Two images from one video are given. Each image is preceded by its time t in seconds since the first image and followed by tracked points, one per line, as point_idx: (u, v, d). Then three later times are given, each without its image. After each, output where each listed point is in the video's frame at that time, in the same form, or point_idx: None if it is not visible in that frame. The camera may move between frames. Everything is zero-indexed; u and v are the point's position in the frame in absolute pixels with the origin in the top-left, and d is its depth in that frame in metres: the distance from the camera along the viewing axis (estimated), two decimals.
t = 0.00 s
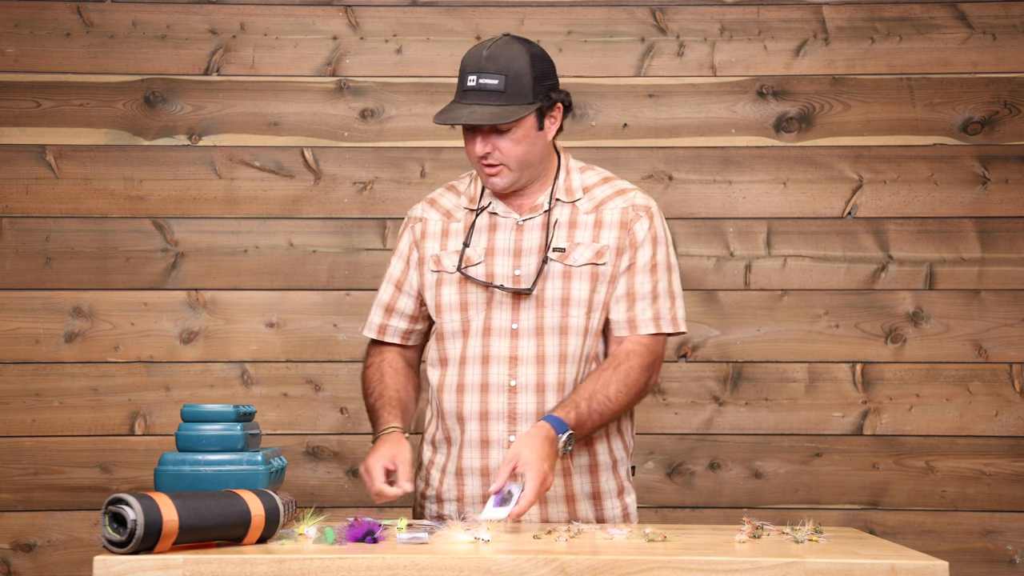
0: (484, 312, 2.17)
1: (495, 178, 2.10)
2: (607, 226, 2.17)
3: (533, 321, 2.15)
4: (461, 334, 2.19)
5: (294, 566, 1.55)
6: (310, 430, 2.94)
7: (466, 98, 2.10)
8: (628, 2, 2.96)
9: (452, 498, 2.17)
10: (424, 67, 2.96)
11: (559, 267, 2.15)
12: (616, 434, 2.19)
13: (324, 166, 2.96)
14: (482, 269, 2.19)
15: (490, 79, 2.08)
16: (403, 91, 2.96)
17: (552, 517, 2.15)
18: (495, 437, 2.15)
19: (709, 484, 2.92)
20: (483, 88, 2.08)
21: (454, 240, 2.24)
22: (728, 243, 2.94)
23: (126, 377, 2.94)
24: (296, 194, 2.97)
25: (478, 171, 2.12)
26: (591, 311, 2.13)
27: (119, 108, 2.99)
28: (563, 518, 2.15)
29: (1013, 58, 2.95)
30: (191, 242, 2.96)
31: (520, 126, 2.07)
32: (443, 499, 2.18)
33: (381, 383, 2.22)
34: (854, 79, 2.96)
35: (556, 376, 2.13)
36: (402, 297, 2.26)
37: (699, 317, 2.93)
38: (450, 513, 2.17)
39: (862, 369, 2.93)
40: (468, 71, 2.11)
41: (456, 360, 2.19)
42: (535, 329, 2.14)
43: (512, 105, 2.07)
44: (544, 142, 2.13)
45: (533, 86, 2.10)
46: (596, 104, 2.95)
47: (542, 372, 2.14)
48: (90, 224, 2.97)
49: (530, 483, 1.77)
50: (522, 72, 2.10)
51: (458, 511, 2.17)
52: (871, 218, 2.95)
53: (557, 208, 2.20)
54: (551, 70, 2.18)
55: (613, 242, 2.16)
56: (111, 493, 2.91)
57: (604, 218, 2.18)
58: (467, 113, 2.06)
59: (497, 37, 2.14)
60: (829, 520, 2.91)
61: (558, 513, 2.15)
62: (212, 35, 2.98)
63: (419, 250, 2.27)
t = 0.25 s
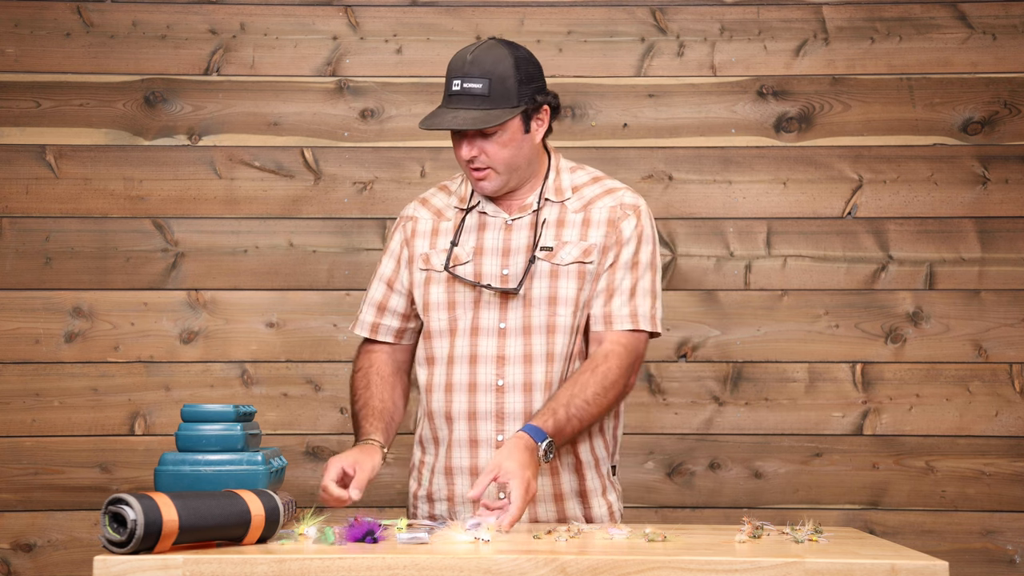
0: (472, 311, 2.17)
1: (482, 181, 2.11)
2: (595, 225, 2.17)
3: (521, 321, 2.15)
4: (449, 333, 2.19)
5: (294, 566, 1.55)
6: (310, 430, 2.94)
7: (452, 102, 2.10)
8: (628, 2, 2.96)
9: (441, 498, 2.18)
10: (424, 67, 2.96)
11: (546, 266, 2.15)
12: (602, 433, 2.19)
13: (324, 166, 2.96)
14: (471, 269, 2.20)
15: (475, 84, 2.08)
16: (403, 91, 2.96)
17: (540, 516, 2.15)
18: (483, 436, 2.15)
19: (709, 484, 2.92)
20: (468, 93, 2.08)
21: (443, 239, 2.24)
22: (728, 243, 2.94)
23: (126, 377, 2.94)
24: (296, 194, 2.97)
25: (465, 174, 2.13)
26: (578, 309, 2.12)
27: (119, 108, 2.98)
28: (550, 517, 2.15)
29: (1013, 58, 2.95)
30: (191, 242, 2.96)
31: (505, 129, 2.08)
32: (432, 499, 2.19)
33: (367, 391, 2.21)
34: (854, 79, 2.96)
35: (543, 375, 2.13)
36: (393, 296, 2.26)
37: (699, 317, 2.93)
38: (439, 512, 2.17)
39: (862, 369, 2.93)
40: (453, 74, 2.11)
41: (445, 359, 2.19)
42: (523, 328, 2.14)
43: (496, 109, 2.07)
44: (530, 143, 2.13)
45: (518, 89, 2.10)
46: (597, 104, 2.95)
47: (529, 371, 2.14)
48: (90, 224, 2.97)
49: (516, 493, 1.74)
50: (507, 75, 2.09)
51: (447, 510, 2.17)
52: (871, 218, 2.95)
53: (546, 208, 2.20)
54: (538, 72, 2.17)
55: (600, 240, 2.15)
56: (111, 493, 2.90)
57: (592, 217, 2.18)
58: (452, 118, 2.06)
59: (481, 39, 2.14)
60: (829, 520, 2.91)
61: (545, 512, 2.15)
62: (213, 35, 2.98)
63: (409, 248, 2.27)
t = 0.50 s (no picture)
0: (469, 314, 2.17)
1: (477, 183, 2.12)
2: (591, 226, 2.17)
3: (519, 323, 2.15)
4: (446, 336, 2.19)
5: (294, 566, 1.55)
6: (310, 430, 2.94)
7: (442, 105, 2.10)
8: (628, 2, 2.96)
9: (440, 501, 2.17)
10: (424, 67, 2.96)
11: (544, 268, 2.15)
12: (605, 435, 2.20)
13: (324, 166, 2.96)
14: (466, 272, 2.19)
15: (465, 86, 2.08)
16: (403, 91, 2.96)
17: (539, 518, 2.14)
18: (481, 439, 2.15)
19: (709, 484, 2.92)
20: (458, 95, 2.08)
21: (438, 243, 2.24)
22: (728, 243, 2.94)
23: (126, 377, 2.94)
24: (296, 194, 2.97)
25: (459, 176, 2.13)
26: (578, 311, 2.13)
27: (119, 108, 2.98)
28: (549, 519, 2.14)
29: (1013, 58, 2.95)
30: (191, 242, 2.96)
31: (498, 131, 2.08)
32: (430, 502, 2.18)
33: (371, 401, 2.21)
34: (854, 79, 2.96)
35: (542, 377, 2.13)
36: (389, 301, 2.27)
37: (699, 316, 2.93)
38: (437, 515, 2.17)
39: (862, 369, 2.93)
40: (442, 77, 2.11)
41: (441, 362, 2.19)
42: (521, 331, 2.14)
43: (488, 111, 2.07)
44: (522, 144, 2.14)
45: (508, 90, 2.10)
46: (597, 104, 2.95)
47: (528, 373, 2.13)
48: (90, 224, 2.97)
49: (534, 471, 1.77)
50: (496, 77, 2.10)
51: (445, 513, 2.16)
52: (871, 218, 2.95)
53: (541, 209, 2.20)
54: (526, 72, 2.18)
55: (598, 241, 2.16)
56: (111, 493, 2.90)
57: (587, 217, 2.18)
58: (444, 121, 2.06)
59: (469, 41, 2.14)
60: (829, 520, 2.91)
61: (544, 514, 2.14)
62: (213, 35, 2.98)
63: (403, 252, 2.28)
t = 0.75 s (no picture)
0: (473, 314, 2.17)
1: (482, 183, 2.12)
2: (595, 226, 2.18)
3: (525, 322, 2.15)
4: (450, 337, 2.18)
5: (294, 566, 1.55)
6: (310, 430, 2.94)
7: (448, 105, 2.09)
8: (628, 2, 2.96)
9: (442, 501, 2.15)
10: (424, 67, 2.96)
11: (550, 268, 2.16)
12: (611, 433, 2.21)
13: (324, 166, 2.96)
14: (470, 272, 2.19)
15: (471, 86, 2.08)
16: (403, 91, 2.96)
17: (545, 518, 2.13)
18: (487, 438, 2.14)
19: (709, 484, 2.92)
20: (464, 95, 2.08)
21: (439, 243, 2.23)
22: (728, 243, 2.94)
23: (126, 377, 2.94)
24: (296, 194, 2.97)
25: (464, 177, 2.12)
26: (584, 310, 2.14)
27: (119, 108, 2.99)
28: (556, 519, 2.13)
29: (1013, 58, 2.95)
30: (191, 242, 2.96)
31: (503, 130, 2.08)
32: (432, 503, 2.16)
33: (365, 400, 2.20)
34: (854, 79, 2.96)
35: (550, 376, 2.13)
36: (389, 302, 2.26)
37: (699, 316, 2.93)
38: (440, 515, 2.15)
39: (862, 369, 2.93)
40: (447, 77, 2.11)
41: (445, 362, 2.18)
42: (527, 330, 2.15)
43: (495, 111, 2.07)
44: (526, 144, 2.14)
45: (513, 89, 2.11)
46: (597, 104, 2.95)
47: (535, 372, 2.14)
48: (90, 224, 2.97)
49: (535, 461, 1.82)
50: (502, 76, 2.10)
51: (448, 514, 2.15)
52: (871, 218, 2.95)
53: (543, 209, 2.21)
54: (530, 72, 2.18)
55: (603, 241, 2.17)
56: (111, 493, 2.91)
57: (591, 218, 2.19)
58: (451, 121, 2.06)
59: (473, 42, 2.14)
60: (829, 520, 2.91)
61: (551, 514, 2.13)
62: (212, 35, 2.98)
63: (402, 253, 2.26)
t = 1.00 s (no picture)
0: (478, 313, 2.17)
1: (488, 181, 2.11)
2: (599, 226, 2.19)
3: (530, 321, 2.15)
4: (455, 336, 2.18)
5: (294, 566, 1.55)
6: (310, 430, 2.94)
7: (458, 104, 2.09)
8: (628, 2, 2.96)
9: (445, 500, 2.16)
10: (424, 67, 2.96)
11: (555, 268, 2.17)
12: (612, 432, 2.22)
13: (324, 166, 2.96)
14: (475, 270, 2.19)
15: (482, 85, 2.08)
16: (403, 91, 2.96)
17: (550, 517, 2.13)
18: (491, 437, 2.14)
19: (709, 484, 2.92)
20: (476, 94, 2.07)
21: (442, 242, 2.24)
22: (728, 243, 2.94)
23: (126, 377, 2.94)
24: (296, 194, 2.97)
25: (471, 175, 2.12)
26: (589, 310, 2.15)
27: (119, 108, 2.98)
28: (561, 518, 2.13)
29: (1013, 58, 2.95)
30: (191, 242, 2.96)
31: (513, 130, 2.08)
32: (436, 502, 2.16)
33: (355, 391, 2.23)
34: (854, 79, 2.96)
35: (555, 375, 2.14)
36: (390, 301, 2.26)
37: (699, 317, 2.93)
38: (443, 514, 2.15)
39: (862, 369, 2.93)
40: (457, 76, 2.10)
41: (450, 361, 2.18)
42: (532, 329, 2.15)
43: (506, 110, 2.07)
44: (533, 144, 2.15)
45: (523, 88, 2.11)
46: (597, 104, 2.95)
47: (540, 371, 2.14)
48: (90, 224, 2.97)
49: (527, 452, 1.83)
50: (513, 76, 2.10)
51: (452, 512, 2.15)
52: (871, 218, 2.95)
53: (548, 209, 2.21)
54: (537, 71, 2.18)
55: (608, 242, 2.18)
56: (111, 493, 2.90)
57: (596, 218, 2.20)
58: (462, 120, 2.05)
59: (481, 40, 2.13)
60: (829, 520, 2.91)
61: (555, 513, 2.14)
62: (212, 35, 2.98)
63: (405, 253, 2.26)
